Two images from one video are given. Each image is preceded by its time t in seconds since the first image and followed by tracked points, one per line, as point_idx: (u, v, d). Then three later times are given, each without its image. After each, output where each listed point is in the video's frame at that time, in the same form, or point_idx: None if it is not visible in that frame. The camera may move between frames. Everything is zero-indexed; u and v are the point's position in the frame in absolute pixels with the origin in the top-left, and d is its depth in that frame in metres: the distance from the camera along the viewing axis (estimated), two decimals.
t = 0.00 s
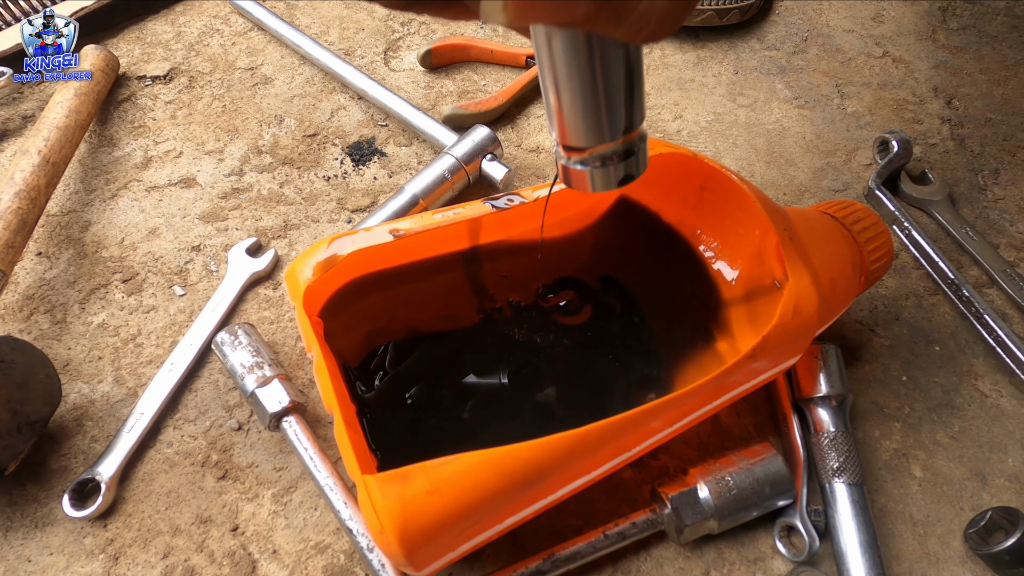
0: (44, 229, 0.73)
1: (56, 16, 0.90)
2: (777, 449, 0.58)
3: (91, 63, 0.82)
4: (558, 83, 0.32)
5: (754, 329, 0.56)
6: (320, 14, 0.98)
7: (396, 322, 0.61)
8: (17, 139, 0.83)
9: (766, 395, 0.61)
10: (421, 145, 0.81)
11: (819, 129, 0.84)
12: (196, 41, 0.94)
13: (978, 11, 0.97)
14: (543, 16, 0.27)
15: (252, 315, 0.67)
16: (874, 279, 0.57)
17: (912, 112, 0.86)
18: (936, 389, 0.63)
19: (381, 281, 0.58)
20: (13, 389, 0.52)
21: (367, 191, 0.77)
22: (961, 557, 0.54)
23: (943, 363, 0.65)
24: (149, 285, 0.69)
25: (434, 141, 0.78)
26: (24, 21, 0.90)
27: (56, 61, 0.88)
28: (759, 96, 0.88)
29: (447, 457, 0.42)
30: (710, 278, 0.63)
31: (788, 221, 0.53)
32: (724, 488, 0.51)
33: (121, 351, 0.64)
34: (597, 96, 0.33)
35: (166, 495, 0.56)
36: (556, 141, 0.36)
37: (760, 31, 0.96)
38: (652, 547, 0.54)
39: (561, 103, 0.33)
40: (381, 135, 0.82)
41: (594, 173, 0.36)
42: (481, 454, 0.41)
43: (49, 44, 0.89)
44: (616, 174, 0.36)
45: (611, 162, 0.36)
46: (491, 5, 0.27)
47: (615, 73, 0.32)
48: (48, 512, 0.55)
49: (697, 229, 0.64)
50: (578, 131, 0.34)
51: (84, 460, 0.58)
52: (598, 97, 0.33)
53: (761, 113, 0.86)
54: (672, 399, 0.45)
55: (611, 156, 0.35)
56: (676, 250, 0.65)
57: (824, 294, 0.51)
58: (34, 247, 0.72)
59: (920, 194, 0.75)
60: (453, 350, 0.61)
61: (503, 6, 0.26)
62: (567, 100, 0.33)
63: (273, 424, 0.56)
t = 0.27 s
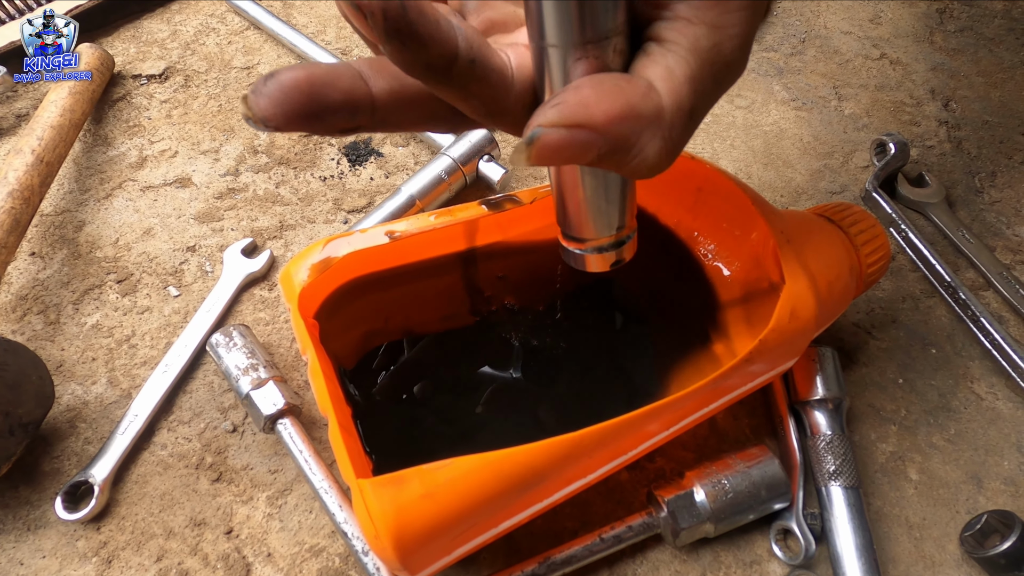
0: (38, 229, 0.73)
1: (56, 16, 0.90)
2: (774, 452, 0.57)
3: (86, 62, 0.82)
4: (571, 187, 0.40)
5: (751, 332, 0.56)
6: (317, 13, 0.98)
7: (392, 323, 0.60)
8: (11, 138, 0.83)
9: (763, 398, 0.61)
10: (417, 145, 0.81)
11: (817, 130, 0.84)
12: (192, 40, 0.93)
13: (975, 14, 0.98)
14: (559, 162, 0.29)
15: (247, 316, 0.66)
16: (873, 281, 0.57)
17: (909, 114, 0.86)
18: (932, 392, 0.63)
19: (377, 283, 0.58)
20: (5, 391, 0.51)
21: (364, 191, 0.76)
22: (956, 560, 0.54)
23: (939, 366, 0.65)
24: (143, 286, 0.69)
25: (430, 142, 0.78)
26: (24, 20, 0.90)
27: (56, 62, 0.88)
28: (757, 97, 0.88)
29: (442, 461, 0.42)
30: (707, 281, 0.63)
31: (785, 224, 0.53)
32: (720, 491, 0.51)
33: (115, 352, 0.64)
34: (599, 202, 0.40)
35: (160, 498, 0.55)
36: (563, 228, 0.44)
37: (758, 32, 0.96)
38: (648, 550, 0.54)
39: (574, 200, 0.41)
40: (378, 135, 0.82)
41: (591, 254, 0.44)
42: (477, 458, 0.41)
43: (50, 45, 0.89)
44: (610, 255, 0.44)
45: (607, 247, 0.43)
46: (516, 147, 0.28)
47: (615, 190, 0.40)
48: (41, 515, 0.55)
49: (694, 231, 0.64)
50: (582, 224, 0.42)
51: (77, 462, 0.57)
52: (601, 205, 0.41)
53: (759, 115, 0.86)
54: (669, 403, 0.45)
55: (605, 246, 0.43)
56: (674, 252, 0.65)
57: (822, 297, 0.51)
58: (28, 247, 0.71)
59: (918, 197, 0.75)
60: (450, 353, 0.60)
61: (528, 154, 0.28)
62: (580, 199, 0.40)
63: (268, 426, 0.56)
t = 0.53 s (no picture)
0: (35, 229, 0.73)
1: (56, 16, 0.90)
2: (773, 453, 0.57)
3: (83, 62, 0.82)
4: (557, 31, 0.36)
5: (751, 333, 0.56)
6: (316, 13, 0.98)
7: (390, 323, 0.60)
8: (8, 137, 0.82)
9: (762, 399, 0.61)
10: (416, 145, 0.81)
11: (816, 131, 0.84)
12: (190, 39, 0.93)
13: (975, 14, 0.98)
14: None
15: (245, 316, 0.66)
16: (872, 283, 0.57)
17: (908, 114, 0.86)
18: (932, 393, 0.63)
19: (376, 284, 0.58)
20: (2, 392, 0.51)
21: (362, 191, 0.76)
22: (956, 561, 0.54)
23: (938, 367, 0.65)
24: (141, 286, 0.68)
25: (429, 142, 0.78)
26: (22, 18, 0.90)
27: (56, 62, 0.86)
28: (756, 97, 0.88)
29: (440, 462, 0.41)
30: (707, 282, 0.63)
31: (785, 224, 0.53)
32: (719, 492, 0.51)
33: (113, 353, 0.64)
34: (593, 40, 0.36)
35: (158, 499, 0.55)
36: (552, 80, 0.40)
37: (757, 32, 0.96)
38: (647, 551, 0.54)
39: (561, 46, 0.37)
40: (377, 135, 0.82)
41: (585, 116, 0.40)
42: (476, 459, 0.41)
43: (50, 45, 0.88)
44: (616, 114, 0.40)
45: (606, 105, 0.39)
46: None
47: (613, 13, 0.35)
48: (38, 516, 0.54)
49: (693, 232, 0.64)
50: (573, 71, 0.38)
51: (74, 463, 0.57)
52: (596, 43, 0.36)
53: (759, 115, 0.86)
54: (668, 405, 0.45)
55: (607, 98, 0.39)
56: (673, 252, 0.65)
57: (822, 299, 0.51)
58: (25, 247, 0.71)
59: (917, 197, 0.75)
60: (449, 354, 0.60)
61: None
62: (565, 52, 0.37)
63: (266, 427, 0.56)
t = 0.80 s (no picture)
0: (41, 227, 0.73)
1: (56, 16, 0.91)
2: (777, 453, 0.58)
3: (89, 61, 0.82)
4: (560, 119, 0.36)
5: (756, 334, 0.56)
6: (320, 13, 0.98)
7: (396, 323, 0.60)
8: (14, 136, 0.82)
9: (766, 399, 0.61)
10: (420, 145, 0.81)
11: (820, 132, 0.84)
12: (195, 39, 0.93)
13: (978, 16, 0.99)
14: (544, 70, 0.26)
15: (251, 315, 0.66)
16: (878, 283, 0.57)
17: (912, 115, 0.86)
18: (936, 394, 0.63)
19: (382, 283, 0.58)
20: (9, 390, 0.51)
21: (367, 191, 0.76)
22: (960, 562, 0.54)
23: (942, 368, 0.65)
24: (147, 285, 0.69)
25: (434, 142, 0.78)
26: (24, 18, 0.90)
27: (56, 62, 0.87)
28: (760, 98, 0.88)
29: (447, 461, 0.41)
30: (711, 282, 0.63)
31: (790, 225, 0.53)
32: (724, 492, 0.51)
33: (119, 351, 0.64)
34: (592, 136, 0.36)
35: (164, 497, 0.55)
36: (555, 171, 0.40)
37: (761, 33, 0.96)
38: (651, 551, 0.54)
39: (562, 139, 0.37)
40: (381, 135, 0.82)
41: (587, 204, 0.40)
42: (482, 458, 0.40)
43: (50, 45, 0.89)
44: (605, 203, 0.41)
45: (603, 195, 0.40)
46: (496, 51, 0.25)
47: (607, 114, 0.36)
48: (44, 514, 0.54)
49: (698, 233, 0.65)
50: (574, 165, 0.38)
51: (80, 461, 0.57)
52: (593, 140, 0.37)
53: (762, 116, 0.86)
54: (674, 404, 0.45)
55: (602, 190, 0.40)
56: (678, 252, 0.65)
57: (827, 299, 0.51)
58: (31, 246, 0.71)
59: (920, 198, 0.75)
60: (454, 353, 0.60)
61: (510, 58, 0.25)
62: (568, 141, 0.37)
63: (272, 426, 0.56)
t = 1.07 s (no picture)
0: (42, 231, 0.73)
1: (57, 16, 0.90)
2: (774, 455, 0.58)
3: (89, 65, 0.82)
4: (563, 176, 0.40)
5: (753, 336, 0.57)
6: (320, 17, 0.98)
7: (394, 326, 0.61)
8: (14, 140, 0.83)
9: (763, 401, 0.61)
10: (419, 148, 0.81)
11: (817, 135, 0.85)
12: (195, 43, 0.94)
13: (974, 20, 1.00)
14: (548, 130, 0.29)
15: (250, 318, 0.66)
16: (874, 285, 0.57)
17: (909, 118, 0.87)
18: (932, 396, 0.63)
19: (380, 286, 0.58)
20: (9, 393, 0.51)
21: (366, 194, 0.77)
22: (956, 564, 0.54)
23: (939, 370, 0.65)
24: (147, 288, 0.69)
25: (432, 145, 0.78)
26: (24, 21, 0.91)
27: (56, 62, 0.87)
28: (757, 101, 0.88)
29: (444, 463, 0.41)
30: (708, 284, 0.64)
31: (786, 228, 0.53)
32: (721, 494, 0.51)
33: (118, 354, 0.64)
34: (590, 188, 0.40)
35: (163, 500, 0.55)
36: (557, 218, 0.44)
37: (758, 37, 0.97)
38: (648, 553, 0.54)
39: (568, 181, 0.40)
40: (380, 138, 0.82)
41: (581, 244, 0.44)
42: (479, 460, 0.41)
43: (50, 45, 0.89)
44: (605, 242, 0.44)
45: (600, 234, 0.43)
46: (506, 113, 0.28)
47: (606, 168, 0.39)
48: (44, 516, 0.55)
49: (695, 236, 0.65)
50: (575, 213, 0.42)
51: (80, 464, 0.58)
52: (593, 182, 0.40)
53: (760, 119, 0.86)
54: (671, 406, 0.45)
55: (600, 232, 0.43)
56: (675, 255, 0.66)
57: (823, 301, 0.51)
58: (31, 249, 0.72)
59: (918, 201, 0.76)
60: (452, 356, 0.61)
61: (516, 121, 0.28)
62: (574, 186, 0.40)
63: (271, 428, 0.56)
